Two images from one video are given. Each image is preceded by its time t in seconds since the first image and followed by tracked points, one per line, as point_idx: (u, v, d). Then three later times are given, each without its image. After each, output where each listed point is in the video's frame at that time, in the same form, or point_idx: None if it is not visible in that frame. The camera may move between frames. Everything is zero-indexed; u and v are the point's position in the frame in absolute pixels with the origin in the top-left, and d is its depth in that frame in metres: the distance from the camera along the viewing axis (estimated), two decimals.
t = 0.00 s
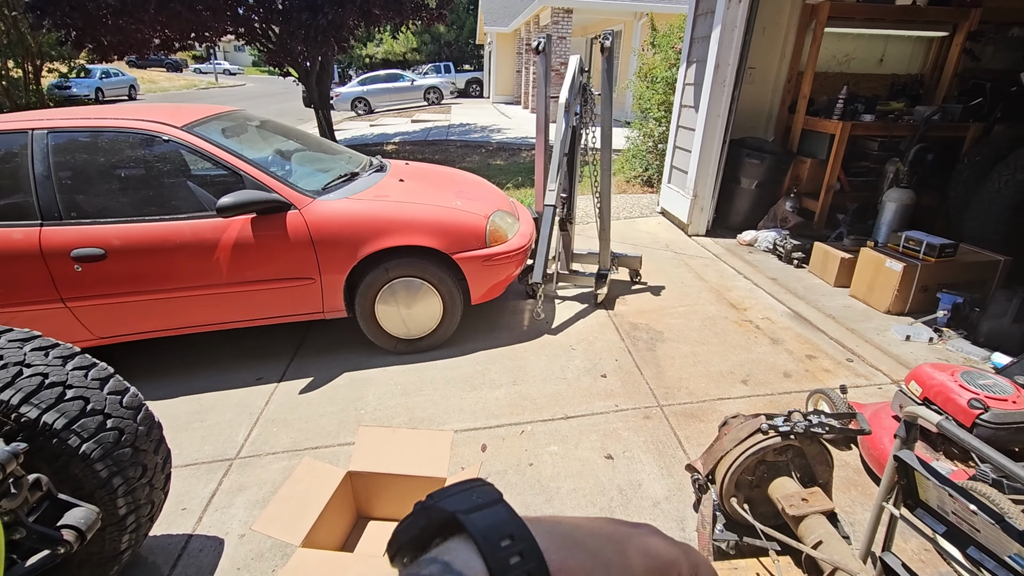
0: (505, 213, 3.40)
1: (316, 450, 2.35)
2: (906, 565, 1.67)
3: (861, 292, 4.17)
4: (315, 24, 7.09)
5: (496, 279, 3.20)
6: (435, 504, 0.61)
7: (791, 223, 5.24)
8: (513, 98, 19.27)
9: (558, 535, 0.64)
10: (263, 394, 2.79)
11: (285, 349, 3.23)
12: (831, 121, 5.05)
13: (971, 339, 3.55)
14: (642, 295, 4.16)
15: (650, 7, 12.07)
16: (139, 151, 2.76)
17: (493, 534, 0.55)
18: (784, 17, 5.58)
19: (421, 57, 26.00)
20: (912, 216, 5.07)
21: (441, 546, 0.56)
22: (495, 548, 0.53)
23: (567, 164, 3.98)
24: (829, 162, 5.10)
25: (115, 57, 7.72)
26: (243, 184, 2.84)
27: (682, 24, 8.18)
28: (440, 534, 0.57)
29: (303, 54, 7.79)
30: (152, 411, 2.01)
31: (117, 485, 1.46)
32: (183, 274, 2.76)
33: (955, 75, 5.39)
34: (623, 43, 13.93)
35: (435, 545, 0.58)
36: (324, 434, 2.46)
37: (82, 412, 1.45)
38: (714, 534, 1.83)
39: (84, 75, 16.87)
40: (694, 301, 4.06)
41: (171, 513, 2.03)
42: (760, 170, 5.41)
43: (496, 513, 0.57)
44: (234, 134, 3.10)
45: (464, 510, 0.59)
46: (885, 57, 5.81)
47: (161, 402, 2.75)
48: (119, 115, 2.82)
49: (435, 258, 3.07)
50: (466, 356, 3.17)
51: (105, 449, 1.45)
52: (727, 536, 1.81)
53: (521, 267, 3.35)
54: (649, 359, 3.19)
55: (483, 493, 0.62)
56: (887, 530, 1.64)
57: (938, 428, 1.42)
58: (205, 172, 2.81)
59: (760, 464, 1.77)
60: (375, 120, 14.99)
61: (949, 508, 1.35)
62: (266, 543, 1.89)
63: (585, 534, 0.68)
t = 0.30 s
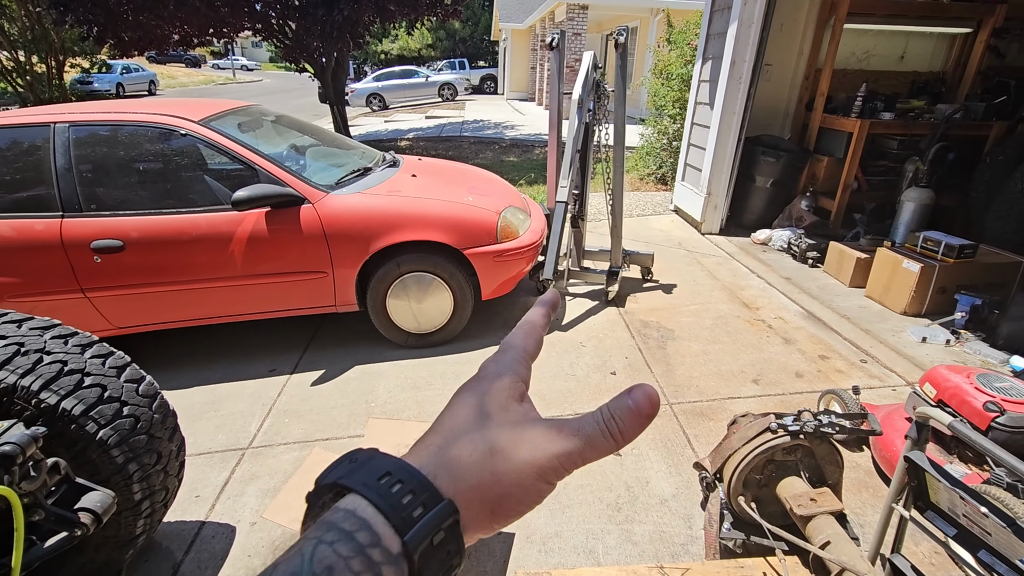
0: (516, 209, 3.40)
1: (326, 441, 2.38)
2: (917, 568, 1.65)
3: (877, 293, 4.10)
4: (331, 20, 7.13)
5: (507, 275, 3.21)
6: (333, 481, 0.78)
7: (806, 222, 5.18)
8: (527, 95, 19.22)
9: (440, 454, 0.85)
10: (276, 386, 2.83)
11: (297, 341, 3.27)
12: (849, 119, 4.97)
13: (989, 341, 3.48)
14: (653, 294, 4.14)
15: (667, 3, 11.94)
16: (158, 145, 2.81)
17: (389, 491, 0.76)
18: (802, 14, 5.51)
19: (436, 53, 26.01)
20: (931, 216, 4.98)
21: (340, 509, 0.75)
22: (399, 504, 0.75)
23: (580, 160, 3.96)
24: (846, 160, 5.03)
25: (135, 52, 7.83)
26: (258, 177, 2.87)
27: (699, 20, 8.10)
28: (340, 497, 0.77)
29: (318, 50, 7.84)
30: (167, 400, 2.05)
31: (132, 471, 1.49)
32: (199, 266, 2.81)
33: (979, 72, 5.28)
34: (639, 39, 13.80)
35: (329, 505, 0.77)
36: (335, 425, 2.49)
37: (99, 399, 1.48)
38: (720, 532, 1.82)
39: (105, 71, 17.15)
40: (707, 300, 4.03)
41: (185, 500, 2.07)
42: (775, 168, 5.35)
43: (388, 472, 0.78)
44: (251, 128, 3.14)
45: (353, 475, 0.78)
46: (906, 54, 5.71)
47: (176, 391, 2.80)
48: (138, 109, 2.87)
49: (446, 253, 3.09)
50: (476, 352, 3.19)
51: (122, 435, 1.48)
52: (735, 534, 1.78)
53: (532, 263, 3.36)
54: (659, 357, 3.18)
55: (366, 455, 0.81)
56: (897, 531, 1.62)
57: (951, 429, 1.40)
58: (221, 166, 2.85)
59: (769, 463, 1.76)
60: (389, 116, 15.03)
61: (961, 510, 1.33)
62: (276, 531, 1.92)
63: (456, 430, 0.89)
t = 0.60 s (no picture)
0: (522, 208, 3.40)
1: (333, 437, 2.39)
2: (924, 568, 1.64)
3: (884, 293, 4.09)
4: (337, 19, 7.17)
5: (513, 273, 3.21)
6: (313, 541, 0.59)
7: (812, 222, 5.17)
8: (531, 94, 19.22)
9: (426, 516, 0.61)
10: (282, 383, 2.84)
11: (304, 339, 3.28)
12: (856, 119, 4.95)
13: (997, 342, 3.47)
14: (658, 292, 4.14)
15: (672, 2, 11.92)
16: (166, 142, 2.82)
17: (381, 550, 0.55)
18: (809, 13, 5.49)
19: (441, 52, 26.06)
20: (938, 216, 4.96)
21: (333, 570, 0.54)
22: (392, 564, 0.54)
23: (586, 159, 3.96)
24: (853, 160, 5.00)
25: (142, 51, 7.88)
26: (266, 175, 2.88)
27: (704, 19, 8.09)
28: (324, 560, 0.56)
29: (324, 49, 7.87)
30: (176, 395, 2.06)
31: (143, 465, 1.50)
32: (206, 263, 2.82)
33: (987, 72, 5.25)
34: (644, 39, 13.79)
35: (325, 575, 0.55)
36: (342, 422, 2.51)
37: (111, 394, 1.49)
38: (727, 531, 1.83)
39: (112, 69, 17.26)
40: (712, 299, 4.03)
41: (194, 495, 2.08)
42: (781, 168, 5.33)
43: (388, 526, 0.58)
44: (258, 126, 3.15)
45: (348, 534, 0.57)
46: (913, 54, 5.69)
47: (184, 387, 2.82)
48: (146, 107, 2.88)
49: (452, 251, 3.09)
50: (481, 350, 3.19)
51: (133, 430, 1.49)
52: (741, 533, 1.80)
53: (537, 262, 3.36)
54: (664, 356, 3.18)
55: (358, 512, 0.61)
56: (906, 531, 1.62)
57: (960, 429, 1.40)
58: (229, 164, 2.86)
59: (776, 463, 1.76)
60: (394, 115, 15.07)
61: (971, 510, 1.33)
62: (285, 526, 1.93)
63: (442, 489, 0.65)
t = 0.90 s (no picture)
0: (519, 207, 3.40)
1: (330, 439, 2.38)
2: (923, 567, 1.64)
3: (880, 292, 4.10)
4: (333, 19, 7.14)
5: (510, 273, 3.20)
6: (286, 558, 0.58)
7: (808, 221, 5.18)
8: (528, 94, 19.20)
9: (402, 526, 0.60)
10: (278, 383, 2.82)
11: (300, 339, 3.27)
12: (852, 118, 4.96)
13: (993, 341, 3.48)
14: (656, 292, 4.14)
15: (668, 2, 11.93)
16: (161, 142, 2.80)
17: (357, 563, 0.54)
18: (805, 13, 5.50)
19: (437, 52, 26.03)
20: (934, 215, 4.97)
21: None
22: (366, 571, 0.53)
23: (583, 159, 3.95)
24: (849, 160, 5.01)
25: (136, 51, 7.83)
26: (261, 175, 2.87)
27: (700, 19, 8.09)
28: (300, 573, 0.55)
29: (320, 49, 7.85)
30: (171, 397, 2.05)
31: (137, 468, 1.49)
32: (201, 263, 2.80)
33: (982, 72, 5.27)
34: (640, 39, 13.80)
35: None
36: (338, 423, 2.49)
37: (105, 395, 1.48)
38: (726, 531, 1.82)
39: (106, 69, 17.18)
40: (709, 299, 4.03)
41: (189, 497, 2.06)
42: (777, 167, 5.34)
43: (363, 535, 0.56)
44: (253, 126, 3.14)
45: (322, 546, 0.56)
46: (908, 53, 5.71)
47: (178, 389, 2.80)
48: (140, 106, 2.86)
49: (449, 251, 3.08)
50: (479, 350, 3.18)
51: (127, 432, 1.47)
52: (741, 533, 1.79)
53: (535, 262, 3.35)
54: (662, 356, 3.17)
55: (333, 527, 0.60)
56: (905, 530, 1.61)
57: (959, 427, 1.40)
58: (224, 163, 2.85)
59: (775, 462, 1.76)
60: (391, 115, 15.04)
61: (970, 509, 1.33)
62: (281, 528, 1.91)
63: (416, 503, 0.64)
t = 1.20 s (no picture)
0: (518, 208, 3.41)
1: (327, 439, 2.39)
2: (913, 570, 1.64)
3: (880, 294, 4.09)
4: (335, 18, 7.15)
5: (508, 274, 3.21)
6: (381, 502, 0.60)
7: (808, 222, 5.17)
8: (530, 94, 19.15)
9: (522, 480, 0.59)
10: (276, 384, 2.84)
11: (298, 340, 3.28)
12: (853, 119, 4.95)
13: (992, 343, 3.47)
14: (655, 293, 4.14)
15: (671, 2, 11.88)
16: (161, 142, 2.82)
17: (463, 541, 0.54)
18: (807, 14, 5.49)
19: (440, 52, 26.04)
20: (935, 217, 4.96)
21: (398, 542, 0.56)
22: (464, 549, 0.54)
23: (582, 160, 3.95)
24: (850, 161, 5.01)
25: (139, 50, 7.87)
26: (260, 175, 2.88)
27: (703, 20, 8.08)
28: (391, 526, 0.58)
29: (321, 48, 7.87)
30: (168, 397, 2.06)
31: (133, 468, 1.50)
32: (200, 263, 2.82)
33: (984, 73, 5.25)
34: (643, 39, 13.77)
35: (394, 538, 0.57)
36: (335, 423, 2.50)
37: (101, 396, 1.49)
38: (721, 533, 1.80)
39: (110, 69, 17.26)
40: (708, 300, 4.03)
41: (186, 497, 2.08)
42: (778, 168, 5.34)
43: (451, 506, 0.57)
44: (254, 126, 3.15)
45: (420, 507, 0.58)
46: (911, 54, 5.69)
47: (177, 388, 2.81)
48: (141, 107, 2.88)
49: (448, 251, 3.10)
50: (476, 351, 3.19)
51: (123, 432, 1.49)
52: (734, 534, 1.77)
53: (534, 262, 3.36)
54: (660, 357, 3.18)
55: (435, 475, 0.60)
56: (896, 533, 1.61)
57: (950, 431, 1.39)
58: (224, 164, 2.86)
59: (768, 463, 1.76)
60: (393, 115, 15.05)
61: (959, 512, 1.33)
62: (277, 527, 1.93)
63: (541, 450, 0.61)
